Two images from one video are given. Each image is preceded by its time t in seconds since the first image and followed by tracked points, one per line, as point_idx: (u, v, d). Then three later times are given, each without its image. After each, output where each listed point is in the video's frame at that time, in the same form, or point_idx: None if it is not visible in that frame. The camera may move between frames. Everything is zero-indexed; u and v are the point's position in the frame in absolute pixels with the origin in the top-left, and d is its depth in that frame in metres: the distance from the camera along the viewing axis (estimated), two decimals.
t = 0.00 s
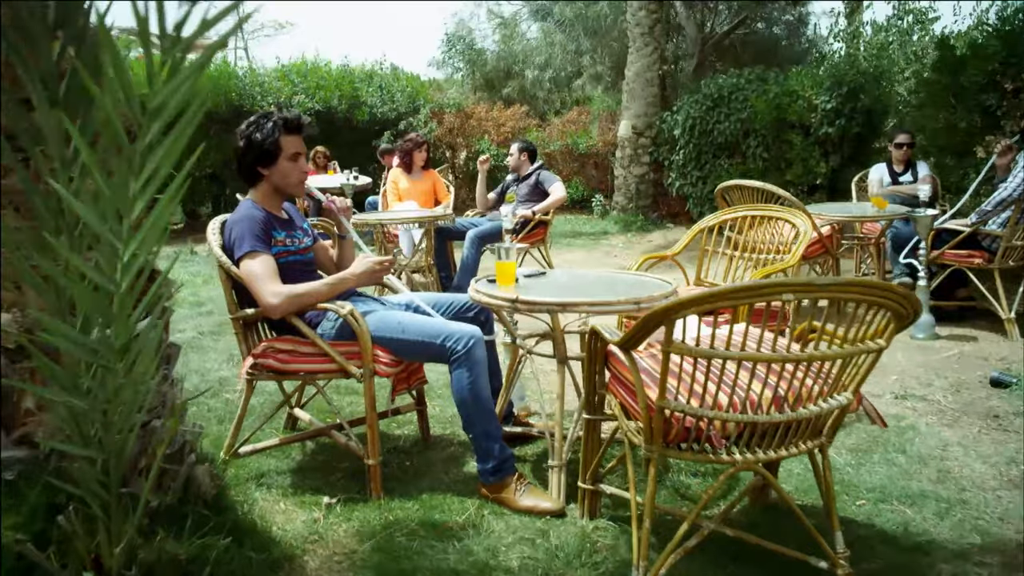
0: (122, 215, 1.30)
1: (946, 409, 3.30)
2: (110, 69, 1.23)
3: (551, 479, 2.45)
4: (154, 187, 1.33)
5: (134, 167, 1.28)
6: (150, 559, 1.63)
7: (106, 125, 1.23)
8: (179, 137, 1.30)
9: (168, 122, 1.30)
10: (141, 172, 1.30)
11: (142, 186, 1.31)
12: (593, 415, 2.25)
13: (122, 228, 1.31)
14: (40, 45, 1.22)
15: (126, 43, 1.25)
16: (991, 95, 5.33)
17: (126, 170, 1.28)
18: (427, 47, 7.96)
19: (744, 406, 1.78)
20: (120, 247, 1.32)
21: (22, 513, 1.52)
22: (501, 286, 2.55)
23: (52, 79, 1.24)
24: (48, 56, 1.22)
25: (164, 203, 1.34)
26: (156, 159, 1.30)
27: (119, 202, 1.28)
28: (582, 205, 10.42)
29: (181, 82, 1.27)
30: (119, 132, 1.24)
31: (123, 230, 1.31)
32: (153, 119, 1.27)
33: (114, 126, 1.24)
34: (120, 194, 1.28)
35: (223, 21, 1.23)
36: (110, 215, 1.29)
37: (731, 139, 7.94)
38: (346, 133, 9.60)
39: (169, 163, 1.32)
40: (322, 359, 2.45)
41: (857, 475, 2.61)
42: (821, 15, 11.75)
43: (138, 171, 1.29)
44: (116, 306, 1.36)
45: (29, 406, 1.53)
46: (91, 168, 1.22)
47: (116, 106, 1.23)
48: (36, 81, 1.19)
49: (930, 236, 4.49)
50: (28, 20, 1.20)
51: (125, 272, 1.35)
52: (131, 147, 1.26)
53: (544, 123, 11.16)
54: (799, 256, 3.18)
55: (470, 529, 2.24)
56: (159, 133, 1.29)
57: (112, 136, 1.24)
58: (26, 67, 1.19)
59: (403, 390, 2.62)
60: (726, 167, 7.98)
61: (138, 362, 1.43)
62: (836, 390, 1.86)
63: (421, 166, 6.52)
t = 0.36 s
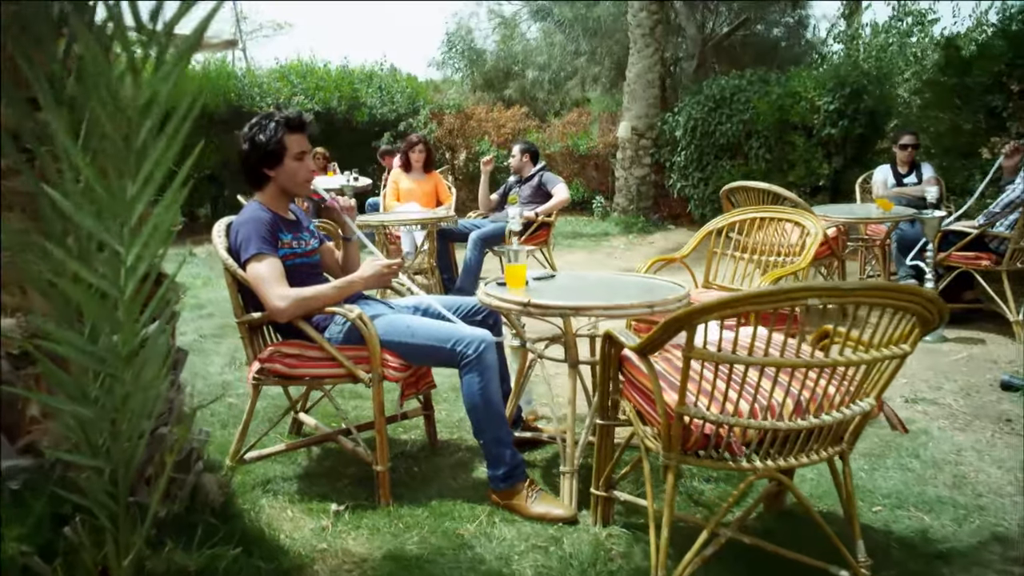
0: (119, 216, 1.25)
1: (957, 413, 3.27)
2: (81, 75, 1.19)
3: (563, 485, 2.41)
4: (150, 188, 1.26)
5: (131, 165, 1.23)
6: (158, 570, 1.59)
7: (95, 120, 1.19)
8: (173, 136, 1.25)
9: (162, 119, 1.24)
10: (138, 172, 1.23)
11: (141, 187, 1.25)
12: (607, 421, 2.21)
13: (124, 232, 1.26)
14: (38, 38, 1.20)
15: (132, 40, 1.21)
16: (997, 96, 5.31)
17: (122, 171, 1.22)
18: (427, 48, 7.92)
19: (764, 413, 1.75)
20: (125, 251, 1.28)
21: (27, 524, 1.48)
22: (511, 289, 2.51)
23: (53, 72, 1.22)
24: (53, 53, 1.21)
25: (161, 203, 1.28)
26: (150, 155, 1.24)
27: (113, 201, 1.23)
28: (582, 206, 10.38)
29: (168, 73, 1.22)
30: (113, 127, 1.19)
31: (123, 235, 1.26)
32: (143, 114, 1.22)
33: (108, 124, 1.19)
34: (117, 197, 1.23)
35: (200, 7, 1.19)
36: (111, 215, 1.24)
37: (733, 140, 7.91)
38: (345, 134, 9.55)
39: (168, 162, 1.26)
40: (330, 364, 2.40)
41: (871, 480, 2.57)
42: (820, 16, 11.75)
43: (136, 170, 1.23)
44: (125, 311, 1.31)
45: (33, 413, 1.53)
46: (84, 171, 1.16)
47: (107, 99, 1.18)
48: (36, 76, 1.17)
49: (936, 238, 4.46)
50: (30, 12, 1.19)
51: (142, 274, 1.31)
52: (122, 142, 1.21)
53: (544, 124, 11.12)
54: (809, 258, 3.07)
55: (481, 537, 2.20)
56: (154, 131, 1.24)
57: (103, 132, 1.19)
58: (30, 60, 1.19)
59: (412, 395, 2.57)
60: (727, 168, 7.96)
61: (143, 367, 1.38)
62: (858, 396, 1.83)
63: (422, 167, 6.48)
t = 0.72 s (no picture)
0: (157, 214, 1.21)
1: (970, 418, 3.24)
2: (159, 68, 1.19)
3: (577, 493, 2.37)
4: (199, 187, 1.23)
5: (183, 165, 1.22)
6: None
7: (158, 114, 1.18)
8: (228, 140, 1.23)
9: (222, 121, 1.23)
10: (190, 170, 1.22)
11: (191, 188, 1.23)
12: (622, 429, 2.17)
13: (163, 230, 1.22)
14: (64, 35, 1.17)
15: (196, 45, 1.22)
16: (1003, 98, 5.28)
17: (174, 168, 1.22)
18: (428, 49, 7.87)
19: (789, 421, 1.71)
20: (156, 250, 1.23)
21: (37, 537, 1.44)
22: (523, 293, 2.47)
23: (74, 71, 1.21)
24: (77, 53, 1.19)
25: (207, 205, 1.24)
26: (205, 157, 1.22)
27: (159, 200, 1.20)
28: (583, 209, 10.32)
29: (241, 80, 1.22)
30: (177, 124, 1.19)
31: (162, 233, 1.22)
32: (208, 113, 1.21)
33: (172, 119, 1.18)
34: (166, 195, 1.21)
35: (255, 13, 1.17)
36: (156, 214, 1.21)
37: (736, 142, 7.88)
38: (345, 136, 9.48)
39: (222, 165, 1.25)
40: (339, 369, 2.36)
41: (888, 487, 2.53)
42: (820, 19, 11.73)
43: (188, 169, 1.22)
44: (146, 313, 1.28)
45: (39, 422, 1.54)
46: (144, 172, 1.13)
47: (172, 93, 1.17)
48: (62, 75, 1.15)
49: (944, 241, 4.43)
50: (53, 11, 1.15)
51: (164, 274, 1.27)
52: (177, 140, 1.20)
53: (544, 127, 11.07)
54: (822, 260, 3.00)
55: (494, 546, 2.16)
56: (211, 133, 1.22)
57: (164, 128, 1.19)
58: (50, 60, 1.16)
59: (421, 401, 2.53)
60: (729, 170, 7.93)
61: (160, 370, 1.34)
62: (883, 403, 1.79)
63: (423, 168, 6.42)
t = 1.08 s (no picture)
0: (159, 218, 1.16)
1: (985, 422, 3.20)
2: (152, 69, 1.14)
3: (593, 500, 2.33)
4: (201, 189, 1.17)
5: (182, 166, 1.15)
6: None
7: (152, 115, 1.12)
8: (229, 136, 1.16)
9: (219, 116, 1.15)
10: (191, 171, 1.15)
11: (191, 190, 1.16)
12: (641, 435, 2.13)
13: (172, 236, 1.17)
14: (67, 30, 1.13)
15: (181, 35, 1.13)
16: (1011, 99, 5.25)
17: (172, 170, 1.14)
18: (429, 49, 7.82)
19: (820, 429, 1.66)
20: (162, 256, 1.17)
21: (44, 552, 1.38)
22: (537, 297, 2.42)
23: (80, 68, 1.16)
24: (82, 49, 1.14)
25: (211, 209, 1.17)
26: (202, 157, 1.15)
27: (160, 203, 1.14)
28: (584, 210, 10.28)
29: (235, 75, 1.13)
30: (170, 121, 1.12)
31: (166, 240, 1.17)
32: (202, 108, 1.13)
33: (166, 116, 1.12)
34: (166, 197, 1.14)
35: None
36: (159, 218, 1.15)
37: (739, 143, 7.85)
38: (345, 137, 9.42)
39: (220, 165, 1.17)
40: (350, 374, 2.31)
41: (909, 494, 2.49)
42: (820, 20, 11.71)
43: (186, 171, 1.15)
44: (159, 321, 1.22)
45: (47, 431, 1.50)
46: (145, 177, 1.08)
47: (168, 90, 1.12)
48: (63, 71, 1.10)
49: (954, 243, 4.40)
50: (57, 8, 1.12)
51: (177, 279, 1.21)
52: (171, 138, 1.13)
53: (545, 127, 11.04)
54: (837, 263, 2.96)
55: (510, 556, 2.11)
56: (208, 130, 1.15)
57: (161, 127, 1.12)
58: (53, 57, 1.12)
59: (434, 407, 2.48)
60: (733, 172, 7.89)
61: (171, 379, 1.28)
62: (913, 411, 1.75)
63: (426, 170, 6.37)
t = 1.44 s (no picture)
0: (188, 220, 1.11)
1: (1004, 427, 3.16)
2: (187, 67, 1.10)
3: (612, 508, 2.28)
4: (235, 191, 1.13)
5: (216, 171, 1.11)
6: None
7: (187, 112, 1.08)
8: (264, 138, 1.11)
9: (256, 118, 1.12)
10: (224, 175, 1.11)
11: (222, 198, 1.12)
12: (664, 442, 2.08)
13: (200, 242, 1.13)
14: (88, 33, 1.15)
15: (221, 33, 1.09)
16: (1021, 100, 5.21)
17: (204, 175, 1.10)
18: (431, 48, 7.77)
19: (856, 438, 1.61)
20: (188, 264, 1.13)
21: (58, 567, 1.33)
22: (555, 301, 2.37)
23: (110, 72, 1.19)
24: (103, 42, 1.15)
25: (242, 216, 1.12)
26: (235, 160, 1.11)
27: (191, 207, 1.10)
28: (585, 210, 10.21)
29: (271, 79, 1.10)
30: (207, 123, 1.09)
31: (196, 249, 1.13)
32: (239, 109, 1.10)
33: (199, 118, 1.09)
34: (198, 197, 1.11)
35: None
36: (188, 226, 1.11)
37: (743, 144, 7.90)
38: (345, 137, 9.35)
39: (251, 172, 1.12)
40: (364, 380, 2.26)
41: (932, 501, 2.44)
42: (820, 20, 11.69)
43: (219, 175, 1.11)
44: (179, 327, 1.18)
45: (58, 442, 1.46)
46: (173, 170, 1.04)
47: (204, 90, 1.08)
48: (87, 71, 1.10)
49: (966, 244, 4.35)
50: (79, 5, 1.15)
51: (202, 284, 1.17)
52: (205, 138, 1.09)
53: (545, 128, 10.97)
54: (853, 268, 2.90)
55: (530, 566, 2.06)
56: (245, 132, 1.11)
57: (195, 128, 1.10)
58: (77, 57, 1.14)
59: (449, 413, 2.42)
60: (736, 173, 7.85)
61: (192, 389, 1.23)
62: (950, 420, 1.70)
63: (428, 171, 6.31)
